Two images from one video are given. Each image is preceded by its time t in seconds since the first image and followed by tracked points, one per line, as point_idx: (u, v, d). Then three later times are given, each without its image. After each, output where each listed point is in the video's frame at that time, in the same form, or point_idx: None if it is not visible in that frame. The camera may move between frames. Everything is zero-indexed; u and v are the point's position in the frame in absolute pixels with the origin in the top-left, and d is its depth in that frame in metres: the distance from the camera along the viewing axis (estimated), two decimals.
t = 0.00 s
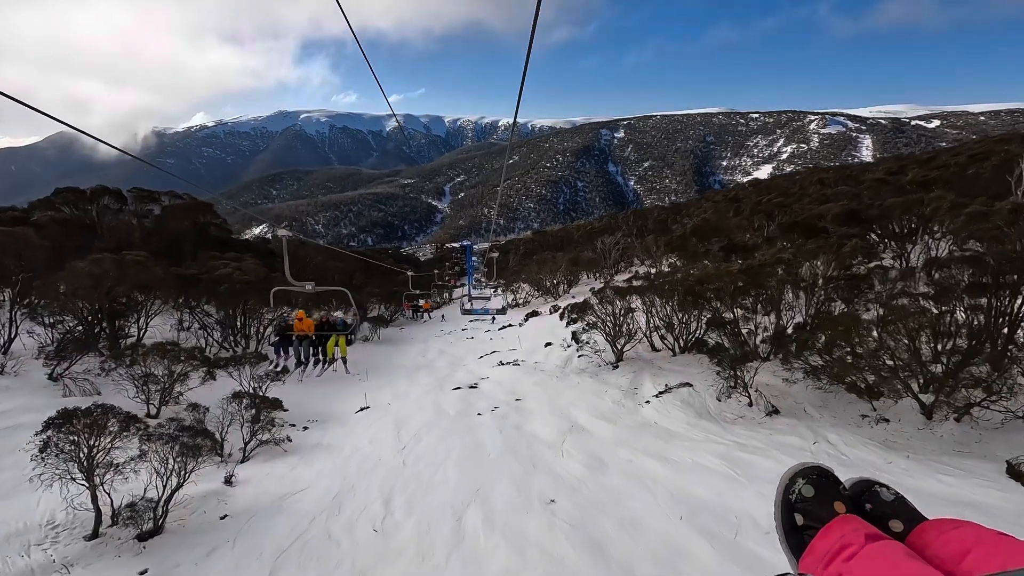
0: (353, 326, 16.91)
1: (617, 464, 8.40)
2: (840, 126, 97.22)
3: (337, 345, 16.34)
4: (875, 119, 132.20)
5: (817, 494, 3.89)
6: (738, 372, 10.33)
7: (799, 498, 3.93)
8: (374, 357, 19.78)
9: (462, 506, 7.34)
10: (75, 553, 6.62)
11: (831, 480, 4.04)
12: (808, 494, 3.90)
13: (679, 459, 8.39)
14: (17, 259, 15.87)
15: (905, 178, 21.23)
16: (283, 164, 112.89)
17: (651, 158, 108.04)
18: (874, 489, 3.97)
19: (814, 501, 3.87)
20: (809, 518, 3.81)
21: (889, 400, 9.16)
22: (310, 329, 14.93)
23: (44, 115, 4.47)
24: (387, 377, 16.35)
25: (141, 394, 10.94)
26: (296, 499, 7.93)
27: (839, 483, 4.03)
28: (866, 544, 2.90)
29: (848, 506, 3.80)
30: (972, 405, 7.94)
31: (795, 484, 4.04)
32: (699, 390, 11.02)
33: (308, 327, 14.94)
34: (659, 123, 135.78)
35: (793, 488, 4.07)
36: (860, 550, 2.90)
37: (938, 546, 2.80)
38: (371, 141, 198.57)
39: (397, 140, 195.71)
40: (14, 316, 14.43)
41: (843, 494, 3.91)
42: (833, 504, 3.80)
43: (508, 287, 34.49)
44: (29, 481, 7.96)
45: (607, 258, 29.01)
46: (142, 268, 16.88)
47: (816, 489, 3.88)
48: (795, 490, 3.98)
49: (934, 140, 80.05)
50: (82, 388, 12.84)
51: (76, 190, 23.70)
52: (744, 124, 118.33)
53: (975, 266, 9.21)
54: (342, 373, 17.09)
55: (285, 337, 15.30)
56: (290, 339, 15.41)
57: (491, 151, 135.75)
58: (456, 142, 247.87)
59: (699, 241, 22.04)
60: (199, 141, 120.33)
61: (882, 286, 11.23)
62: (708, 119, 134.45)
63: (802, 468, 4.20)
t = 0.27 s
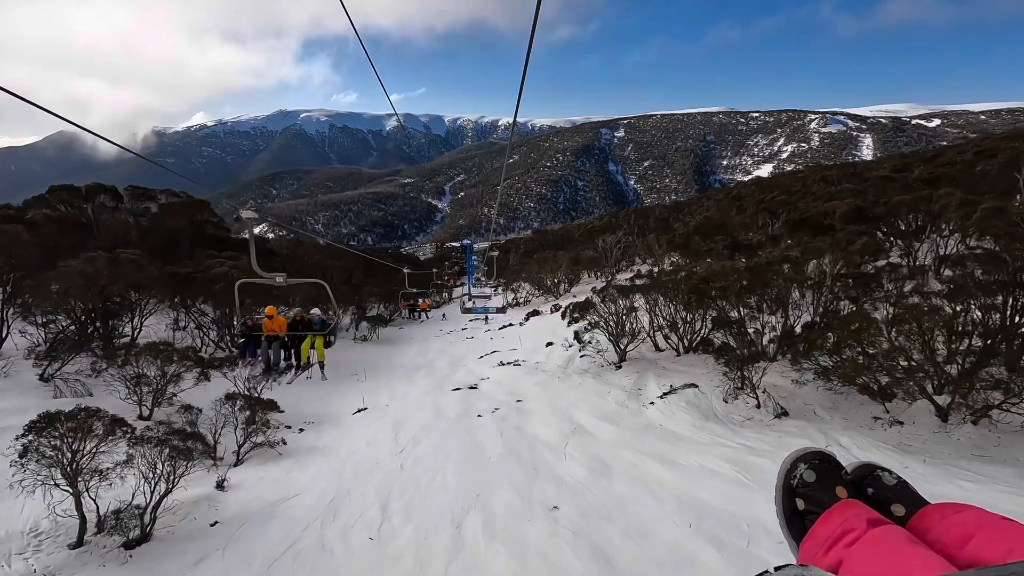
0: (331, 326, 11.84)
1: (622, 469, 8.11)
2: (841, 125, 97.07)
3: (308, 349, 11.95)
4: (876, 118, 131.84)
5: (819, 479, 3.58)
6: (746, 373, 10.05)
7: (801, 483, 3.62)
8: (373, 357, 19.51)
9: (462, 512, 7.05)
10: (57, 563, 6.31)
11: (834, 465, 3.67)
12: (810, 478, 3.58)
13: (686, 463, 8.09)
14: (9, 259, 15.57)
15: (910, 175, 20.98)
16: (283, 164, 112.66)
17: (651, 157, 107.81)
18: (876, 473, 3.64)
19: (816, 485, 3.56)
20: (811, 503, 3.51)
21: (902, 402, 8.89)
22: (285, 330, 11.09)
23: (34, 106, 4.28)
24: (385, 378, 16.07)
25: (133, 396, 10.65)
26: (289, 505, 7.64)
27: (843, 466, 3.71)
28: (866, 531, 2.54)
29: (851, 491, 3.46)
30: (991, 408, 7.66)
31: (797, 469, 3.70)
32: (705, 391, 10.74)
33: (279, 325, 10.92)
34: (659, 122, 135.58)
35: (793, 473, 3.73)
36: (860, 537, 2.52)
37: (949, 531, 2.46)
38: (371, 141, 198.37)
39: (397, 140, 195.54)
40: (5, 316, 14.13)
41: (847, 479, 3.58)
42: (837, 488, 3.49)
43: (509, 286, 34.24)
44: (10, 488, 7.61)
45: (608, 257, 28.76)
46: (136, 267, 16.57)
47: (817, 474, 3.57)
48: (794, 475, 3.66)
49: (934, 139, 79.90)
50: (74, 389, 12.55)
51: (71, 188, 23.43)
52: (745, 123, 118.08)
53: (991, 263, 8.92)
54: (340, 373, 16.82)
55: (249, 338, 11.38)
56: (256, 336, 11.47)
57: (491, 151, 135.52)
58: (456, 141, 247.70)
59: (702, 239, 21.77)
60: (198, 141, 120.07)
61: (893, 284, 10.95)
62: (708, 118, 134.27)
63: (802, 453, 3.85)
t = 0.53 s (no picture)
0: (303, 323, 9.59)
1: (627, 473, 7.84)
2: (842, 123, 96.94)
3: (276, 350, 8.97)
4: (875, 116, 131.88)
5: (818, 467, 3.07)
6: (754, 374, 9.78)
7: (800, 471, 3.13)
8: (372, 356, 19.26)
9: (461, 519, 6.78)
10: (39, 571, 6.09)
11: (831, 450, 3.17)
12: (808, 465, 3.10)
13: (693, 467, 7.83)
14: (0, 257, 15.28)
15: (916, 172, 20.78)
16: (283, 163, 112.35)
17: (651, 155, 107.68)
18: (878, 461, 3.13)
19: (816, 474, 3.08)
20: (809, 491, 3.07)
21: (916, 403, 8.62)
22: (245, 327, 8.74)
23: (72, 119, 4.36)
24: (384, 377, 15.83)
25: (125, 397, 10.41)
26: (281, 511, 7.37)
27: (843, 453, 3.19)
28: (860, 516, 2.07)
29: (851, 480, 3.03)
30: (1010, 410, 7.39)
31: (794, 455, 3.22)
32: (711, 392, 10.46)
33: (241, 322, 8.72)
34: (659, 120, 135.37)
35: (790, 460, 3.24)
36: (855, 522, 2.02)
37: (950, 521, 2.04)
38: (371, 140, 198.11)
39: (397, 139, 195.29)
40: None
41: (848, 469, 3.11)
42: (836, 476, 3.01)
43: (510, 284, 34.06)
44: None
45: (610, 255, 28.55)
46: (130, 265, 16.28)
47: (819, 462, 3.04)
48: (794, 463, 3.17)
49: (935, 137, 79.78)
50: (66, 390, 12.29)
51: (67, 185, 23.17)
52: (746, 121, 117.86)
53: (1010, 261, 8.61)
54: (338, 373, 16.56)
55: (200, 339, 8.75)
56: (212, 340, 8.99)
57: (491, 149, 135.34)
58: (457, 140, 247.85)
59: (705, 236, 21.56)
60: (198, 139, 119.87)
61: (903, 282, 10.69)
62: (709, 116, 134.20)
63: (801, 442, 3.30)
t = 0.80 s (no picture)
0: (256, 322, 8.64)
1: (632, 479, 7.58)
2: (843, 121, 96.59)
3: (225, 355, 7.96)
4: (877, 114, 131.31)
5: (817, 473, 3.05)
6: (762, 374, 9.52)
7: (799, 477, 3.09)
8: (371, 355, 19.03)
9: (460, 527, 6.52)
10: None
11: (829, 457, 3.16)
12: (807, 472, 3.06)
13: (700, 473, 7.57)
14: None
15: (921, 169, 20.52)
16: (282, 160, 111.84)
17: (652, 153, 107.33)
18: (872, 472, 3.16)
19: (816, 480, 3.04)
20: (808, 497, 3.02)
21: (930, 405, 8.37)
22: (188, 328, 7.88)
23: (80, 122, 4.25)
24: (383, 377, 15.60)
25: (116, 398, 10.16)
26: (275, 516, 7.10)
27: (843, 462, 3.17)
28: (858, 523, 2.05)
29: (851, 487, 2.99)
30: None
31: (794, 462, 3.19)
32: (717, 393, 10.21)
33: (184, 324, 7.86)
34: (660, 117, 135.02)
35: (790, 467, 3.19)
36: (854, 529, 2.00)
37: (949, 530, 2.02)
38: (371, 137, 197.62)
39: (397, 136, 194.79)
40: None
41: (847, 475, 3.09)
42: (835, 482, 2.98)
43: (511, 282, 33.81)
44: None
45: (611, 253, 28.29)
46: (124, 263, 16.01)
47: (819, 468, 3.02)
48: (795, 470, 3.12)
49: (936, 134, 79.50)
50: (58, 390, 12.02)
51: (60, 181, 22.76)
52: (746, 119, 117.45)
53: None
54: (336, 372, 16.29)
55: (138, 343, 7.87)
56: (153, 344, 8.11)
57: (491, 147, 134.96)
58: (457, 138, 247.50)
59: (707, 234, 21.30)
60: (197, 137, 119.50)
61: (914, 280, 10.43)
62: (709, 114, 133.82)
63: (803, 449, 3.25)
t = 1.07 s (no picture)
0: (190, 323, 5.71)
1: (637, 481, 7.32)
2: (845, 119, 96.09)
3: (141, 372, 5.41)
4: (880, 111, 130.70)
5: (818, 479, 2.92)
6: (771, 375, 9.25)
7: (798, 484, 2.98)
8: (371, 353, 18.80)
9: (459, 532, 6.28)
10: None
11: (829, 461, 3.04)
12: (807, 477, 2.93)
13: (708, 475, 7.31)
14: None
15: (929, 165, 20.21)
16: (283, 157, 111.53)
17: (653, 151, 106.85)
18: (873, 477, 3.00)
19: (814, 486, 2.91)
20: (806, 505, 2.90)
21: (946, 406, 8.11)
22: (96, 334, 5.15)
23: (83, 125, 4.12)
24: (383, 375, 15.38)
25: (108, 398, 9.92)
26: (267, 521, 6.86)
27: (840, 465, 3.06)
28: (857, 528, 2.16)
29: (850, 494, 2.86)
30: None
31: (791, 467, 3.09)
32: (724, 393, 9.95)
33: (90, 327, 5.14)
34: (661, 115, 134.38)
35: (787, 472, 3.10)
36: (854, 535, 2.11)
37: (947, 535, 2.13)
38: (372, 135, 197.16)
39: (398, 134, 194.40)
40: None
41: (846, 481, 2.94)
42: (835, 488, 2.87)
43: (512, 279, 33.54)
44: None
45: (613, 250, 28.00)
46: (120, 260, 15.73)
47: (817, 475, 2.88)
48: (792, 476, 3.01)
49: (939, 132, 79.06)
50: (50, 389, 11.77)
51: (57, 177, 22.47)
52: (748, 116, 116.86)
53: None
54: (335, 371, 16.06)
55: (17, 352, 5.23)
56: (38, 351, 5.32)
57: (492, 144, 134.50)
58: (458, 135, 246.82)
59: (711, 231, 21.01)
60: (198, 134, 119.22)
61: (926, 278, 10.17)
62: (711, 111, 133.23)
63: (797, 453, 3.16)
